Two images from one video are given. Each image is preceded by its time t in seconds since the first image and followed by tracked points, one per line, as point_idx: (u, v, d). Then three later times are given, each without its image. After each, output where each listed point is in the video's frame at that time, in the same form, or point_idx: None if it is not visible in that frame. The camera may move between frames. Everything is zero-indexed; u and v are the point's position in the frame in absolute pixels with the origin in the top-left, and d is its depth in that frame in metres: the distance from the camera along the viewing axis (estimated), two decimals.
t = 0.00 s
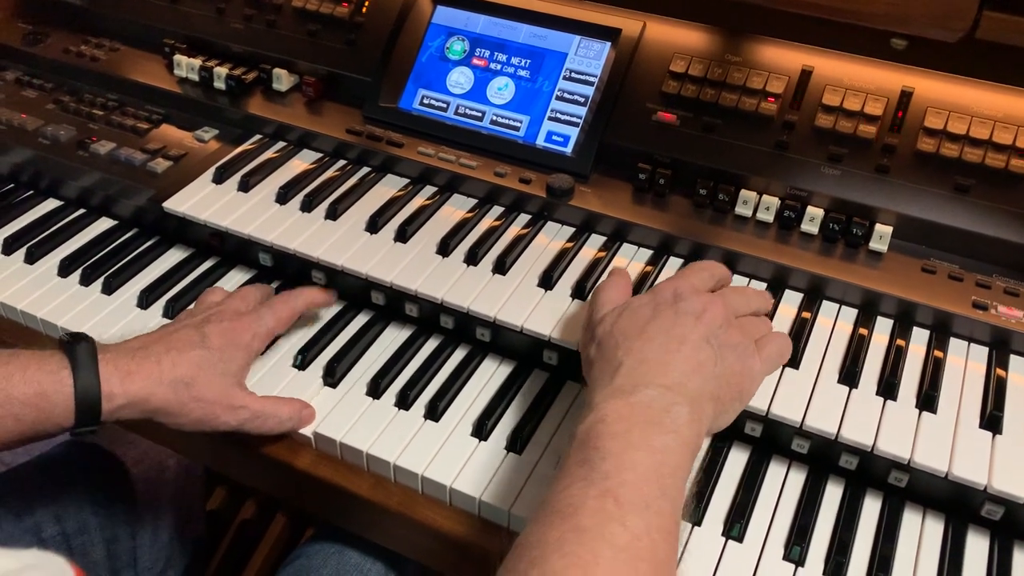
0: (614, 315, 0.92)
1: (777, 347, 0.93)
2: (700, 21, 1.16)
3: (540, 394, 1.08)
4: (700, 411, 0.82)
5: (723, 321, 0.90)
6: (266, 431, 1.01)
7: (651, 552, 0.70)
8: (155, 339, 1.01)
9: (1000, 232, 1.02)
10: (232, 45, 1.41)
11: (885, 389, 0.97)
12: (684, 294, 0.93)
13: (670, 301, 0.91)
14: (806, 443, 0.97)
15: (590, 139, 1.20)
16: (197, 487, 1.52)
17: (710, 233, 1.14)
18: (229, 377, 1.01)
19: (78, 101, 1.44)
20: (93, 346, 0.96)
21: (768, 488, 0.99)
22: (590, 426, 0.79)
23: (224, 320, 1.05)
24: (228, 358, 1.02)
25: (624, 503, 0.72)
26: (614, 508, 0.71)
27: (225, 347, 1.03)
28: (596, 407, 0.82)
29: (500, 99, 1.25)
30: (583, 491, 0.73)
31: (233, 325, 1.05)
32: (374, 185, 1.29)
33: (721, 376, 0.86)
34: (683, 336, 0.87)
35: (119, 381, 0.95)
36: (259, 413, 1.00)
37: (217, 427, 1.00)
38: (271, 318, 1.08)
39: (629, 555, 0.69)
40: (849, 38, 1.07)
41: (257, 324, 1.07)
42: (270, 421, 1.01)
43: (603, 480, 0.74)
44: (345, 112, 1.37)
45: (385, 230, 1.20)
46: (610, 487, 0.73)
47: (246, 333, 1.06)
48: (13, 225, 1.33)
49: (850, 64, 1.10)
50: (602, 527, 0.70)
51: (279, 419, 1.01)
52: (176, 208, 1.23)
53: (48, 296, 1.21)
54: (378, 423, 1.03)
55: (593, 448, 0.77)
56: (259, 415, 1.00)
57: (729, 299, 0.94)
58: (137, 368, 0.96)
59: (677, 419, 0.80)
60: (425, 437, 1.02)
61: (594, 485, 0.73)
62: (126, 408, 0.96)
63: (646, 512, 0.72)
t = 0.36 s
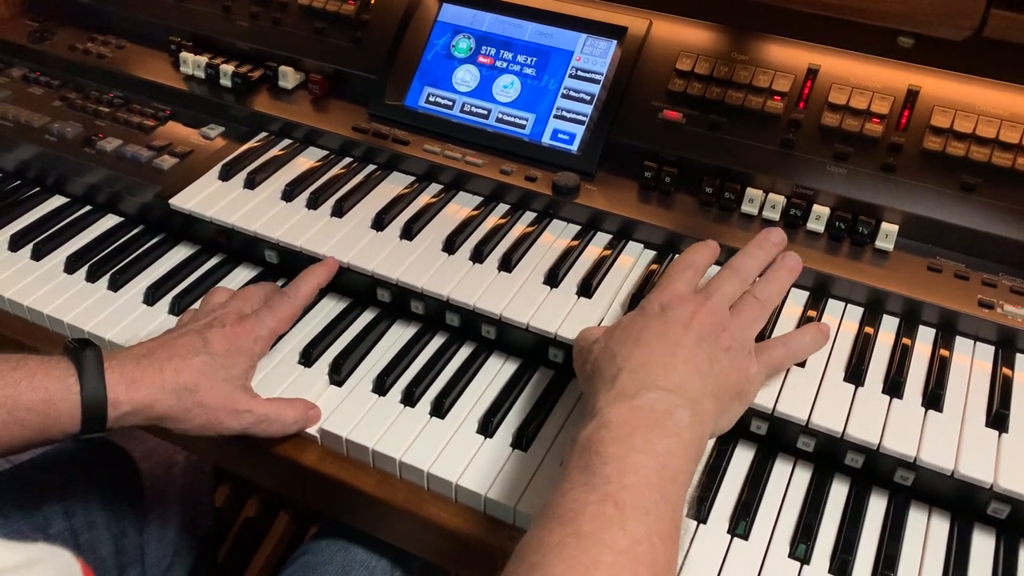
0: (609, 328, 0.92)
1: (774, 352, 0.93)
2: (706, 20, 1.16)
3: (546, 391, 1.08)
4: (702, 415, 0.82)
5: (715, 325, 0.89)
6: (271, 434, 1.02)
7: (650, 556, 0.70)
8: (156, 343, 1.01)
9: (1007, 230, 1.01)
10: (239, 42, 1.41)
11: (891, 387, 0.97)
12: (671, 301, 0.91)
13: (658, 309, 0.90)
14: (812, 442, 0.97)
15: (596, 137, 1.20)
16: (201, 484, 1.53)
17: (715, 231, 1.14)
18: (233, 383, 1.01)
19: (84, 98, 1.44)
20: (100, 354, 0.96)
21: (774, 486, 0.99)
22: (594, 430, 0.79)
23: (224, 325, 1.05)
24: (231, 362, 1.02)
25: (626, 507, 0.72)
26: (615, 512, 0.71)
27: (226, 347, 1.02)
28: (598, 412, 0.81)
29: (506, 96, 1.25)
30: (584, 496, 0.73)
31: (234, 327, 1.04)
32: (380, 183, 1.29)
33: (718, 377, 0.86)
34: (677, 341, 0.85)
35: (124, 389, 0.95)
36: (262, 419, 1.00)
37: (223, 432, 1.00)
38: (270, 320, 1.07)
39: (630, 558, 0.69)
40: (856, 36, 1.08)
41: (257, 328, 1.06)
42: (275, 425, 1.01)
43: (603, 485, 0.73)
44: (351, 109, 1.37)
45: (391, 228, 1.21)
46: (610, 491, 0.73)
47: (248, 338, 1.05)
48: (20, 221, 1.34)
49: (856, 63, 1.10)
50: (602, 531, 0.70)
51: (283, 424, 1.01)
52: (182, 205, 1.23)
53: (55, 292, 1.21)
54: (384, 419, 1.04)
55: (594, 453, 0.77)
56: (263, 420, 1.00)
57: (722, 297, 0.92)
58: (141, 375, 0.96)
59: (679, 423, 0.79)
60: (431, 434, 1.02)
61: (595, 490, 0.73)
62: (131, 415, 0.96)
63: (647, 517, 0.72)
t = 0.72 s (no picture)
0: (621, 326, 0.93)
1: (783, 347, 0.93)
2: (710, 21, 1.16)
3: (550, 391, 1.08)
4: (715, 409, 0.82)
5: (728, 323, 0.90)
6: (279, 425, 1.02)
7: (664, 543, 0.71)
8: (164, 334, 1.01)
9: (1010, 231, 1.02)
10: (244, 43, 1.42)
11: (895, 388, 0.98)
12: (685, 301, 0.92)
13: (672, 308, 0.92)
14: (816, 441, 0.97)
15: (600, 138, 1.21)
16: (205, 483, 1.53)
17: (719, 231, 1.14)
18: (242, 373, 1.01)
19: (90, 98, 1.45)
20: (110, 343, 0.97)
21: (777, 485, 0.99)
22: (606, 423, 0.80)
23: (239, 316, 1.06)
24: (240, 355, 1.02)
25: (637, 495, 0.72)
26: (627, 500, 0.72)
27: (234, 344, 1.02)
28: (611, 407, 0.82)
29: (510, 97, 1.26)
30: (597, 485, 0.73)
31: (248, 322, 1.05)
32: (385, 183, 1.30)
33: (731, 375, 0.86)
34: (691, 338, 0.86)
35: (133, 377, 0.96)
36: (272, 409, 1.01)
37: (231, 423, 1.00)
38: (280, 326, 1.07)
39: (644, 543, 0.69)
40: (860, 37, 1.08)
41: (272, 326, 1.07)
42: (282, 415, 1.01)
43: (616, 474, 0.74)
44: (355, 110, 1.38)
45: (396, 228, 1.21)
46: (623, 480, 0.73)
47: (260, 333, 1.05)
48: (26, 221, 1.34)
49: (859, 64, 1.10)
50: (614, 518, 0.70)
51: (292, 412, 1.02)
52: (188, 205, 1.23)
53: (62, 292, 1.22)
54: (389, 419, 1.04)
55: (607, 444, 0.77)
56: (273, 410, 1.01)
57: (736, 299, 0.93)
58: (151, 363, 0.97)
59: (691, 417, 0.80)
60: (436, 433, 1.02)
61: (608, 478, 0.74)
62: (140, 403, 0.97)
63: (659, 503, 0.72)
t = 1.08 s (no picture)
0: (611, 375, 0.92)
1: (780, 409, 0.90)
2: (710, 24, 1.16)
3: (551, 396, 1.08)
4: (694, 472, 0.82)
5: (724, 378, 0.88)
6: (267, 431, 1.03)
7: None
8: (150, 348, 1.01)
9: (1011, 234, 1.02)
10: (243, 47, 1.42)
11: (897, 392, 0.97)
12: (678, 352, 0.90)
13: (664, 360, 0.90)
14: (818, 446, 0.97)
15: (600, 142, 1.20)
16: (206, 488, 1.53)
17: (720, 235, 1.14)
18: (225, 388, 1.00)
19: (89, 102, 1.45)
20: (92, 370, 0.97)
21: (780, 490, 0.98)
22: (579, 488, 0.81)
23: (216, 328, 1.03)
24: (234, 348, 1.02)
25: (611, 565, 0.73)
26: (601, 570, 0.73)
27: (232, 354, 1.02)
28: (586, 469, 0.82)
29: (510, 101, 1.25)
30: (571, 554, 0.75)
31: (226, 330, 1.03)
32: (385, 188, 1.29)
33: (718, 438, 0.85)
34: (677, 397, 0.85)
35: (116, 403, 0.95)
36: (260, 417, 1.01)
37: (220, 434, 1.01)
38: (263, 324, 1.06)
39: None
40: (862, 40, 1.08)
41: (249, 328, 1.04)
42: (271, 421, 1.02)
43: (591, 542, 0.75)
44: (355, 114, 1.37)
45: (396, 232, 1.21)
46: (597, 549, 0.74)
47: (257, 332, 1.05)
48: (26, 226, 1.34)
49: (861, 67, 1.10)
50: None
51: (280, 418, 1.02)
52: (187, 209, 1.23)
53: (62, 296, 1.21)
54: (390, 424, 1.04)
55: (581, 509, 0.78)
56: (261, 418, 1.01)
57: (736, 348, 0.90)
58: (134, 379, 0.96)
59: (666, 482, 0.80)
60: (437, 438, 1.02)
61: (582, 547, 0.75)
62: (125, 429, 0.97)
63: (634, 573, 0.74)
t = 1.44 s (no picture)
0: (609, 366, 0.92)
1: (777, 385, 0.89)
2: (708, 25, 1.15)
3: (549, 400, 1.07)
4: (693, 460, 0.81)
5: (719, 360, 0.88)
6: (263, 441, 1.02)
7: None
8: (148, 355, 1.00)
9: (1012, 236, 1.01)
10: (239, 51, 1.41)
11: (897, 396, 0.96)
12: (674, 340, 0.91)
13: (660, 348, 0.90)
14: (818, 450, 0.96)
15: (599, 144, 1.20)
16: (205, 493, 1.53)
17: (718, 237, 1.13)
18: (222, 399, 0.99)
19: (85, 107, 1.44)
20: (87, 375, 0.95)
21: (780, 495, 0.98)
22: (578, 481, 0.80)
23: (215, 338, 1.02)
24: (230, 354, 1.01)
25: (609, 557, 0.72)
26: (600, 562, 0.72)
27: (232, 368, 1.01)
28: (582, 463, 0.82)
29: (508, 103, 1.25)
30: (569, 548, 0.74)
31: (226, 341, 1.02)
32: (382, 191, 1.29)
33: (717, 422, 0.84)
34: (672, 385, 0.85)
35: (112, 410, 0.94)
36: (256, 427, 1.00)
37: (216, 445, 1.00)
38: (263, 335, 1.05)
39: None
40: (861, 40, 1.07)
41: (250, 340, 1.04)
42: (268, 431, 1.01)
43: (590, 536, 0.74)
44: (352, 117, 1.37)
45: (393, 237, 1.20)
46: (596, 542, 0.73)
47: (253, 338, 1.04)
48: (21, 232, 1.34)
49: (859, 68, 1.09)
50: None
51: (277, 429, 1.01)
52: (184, 214, 1.23)
53: (58, 302, 1.21)
54: (387, 430, 1.03)
55: (580, 502, 0.77)
56: (257, 429, 1.00)
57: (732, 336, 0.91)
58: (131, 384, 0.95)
59: (666, 471, 0.79)
60: (434, 444, 1.01)
61: (581, 540, 0.74)
62: (120, 437, 0.95)
63: (636, 563, 0.72)
